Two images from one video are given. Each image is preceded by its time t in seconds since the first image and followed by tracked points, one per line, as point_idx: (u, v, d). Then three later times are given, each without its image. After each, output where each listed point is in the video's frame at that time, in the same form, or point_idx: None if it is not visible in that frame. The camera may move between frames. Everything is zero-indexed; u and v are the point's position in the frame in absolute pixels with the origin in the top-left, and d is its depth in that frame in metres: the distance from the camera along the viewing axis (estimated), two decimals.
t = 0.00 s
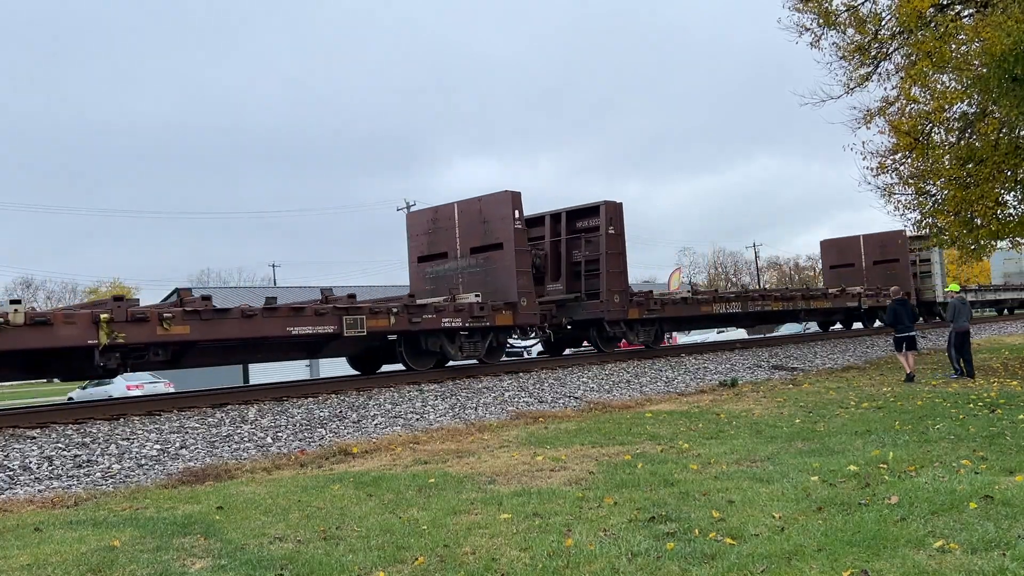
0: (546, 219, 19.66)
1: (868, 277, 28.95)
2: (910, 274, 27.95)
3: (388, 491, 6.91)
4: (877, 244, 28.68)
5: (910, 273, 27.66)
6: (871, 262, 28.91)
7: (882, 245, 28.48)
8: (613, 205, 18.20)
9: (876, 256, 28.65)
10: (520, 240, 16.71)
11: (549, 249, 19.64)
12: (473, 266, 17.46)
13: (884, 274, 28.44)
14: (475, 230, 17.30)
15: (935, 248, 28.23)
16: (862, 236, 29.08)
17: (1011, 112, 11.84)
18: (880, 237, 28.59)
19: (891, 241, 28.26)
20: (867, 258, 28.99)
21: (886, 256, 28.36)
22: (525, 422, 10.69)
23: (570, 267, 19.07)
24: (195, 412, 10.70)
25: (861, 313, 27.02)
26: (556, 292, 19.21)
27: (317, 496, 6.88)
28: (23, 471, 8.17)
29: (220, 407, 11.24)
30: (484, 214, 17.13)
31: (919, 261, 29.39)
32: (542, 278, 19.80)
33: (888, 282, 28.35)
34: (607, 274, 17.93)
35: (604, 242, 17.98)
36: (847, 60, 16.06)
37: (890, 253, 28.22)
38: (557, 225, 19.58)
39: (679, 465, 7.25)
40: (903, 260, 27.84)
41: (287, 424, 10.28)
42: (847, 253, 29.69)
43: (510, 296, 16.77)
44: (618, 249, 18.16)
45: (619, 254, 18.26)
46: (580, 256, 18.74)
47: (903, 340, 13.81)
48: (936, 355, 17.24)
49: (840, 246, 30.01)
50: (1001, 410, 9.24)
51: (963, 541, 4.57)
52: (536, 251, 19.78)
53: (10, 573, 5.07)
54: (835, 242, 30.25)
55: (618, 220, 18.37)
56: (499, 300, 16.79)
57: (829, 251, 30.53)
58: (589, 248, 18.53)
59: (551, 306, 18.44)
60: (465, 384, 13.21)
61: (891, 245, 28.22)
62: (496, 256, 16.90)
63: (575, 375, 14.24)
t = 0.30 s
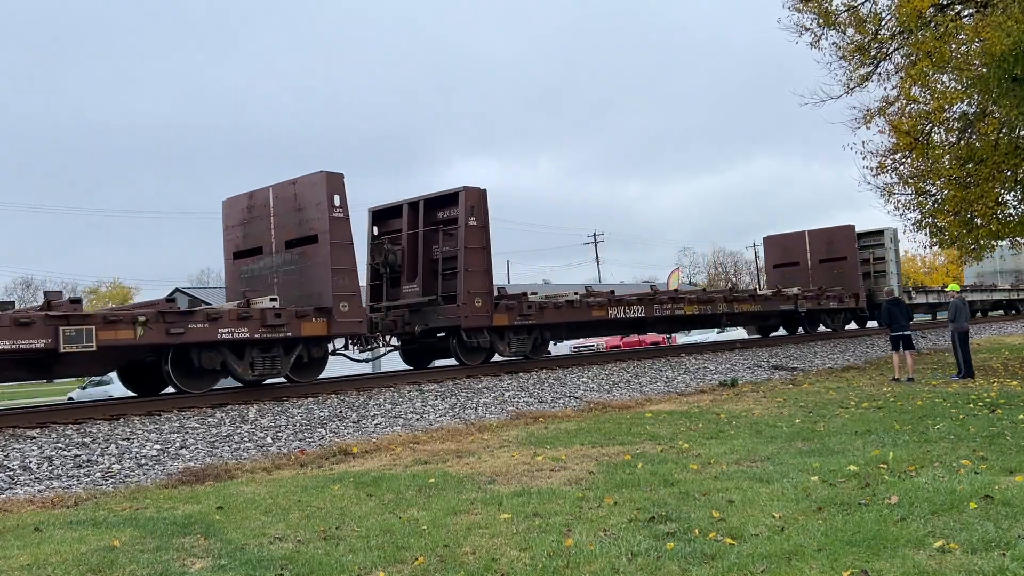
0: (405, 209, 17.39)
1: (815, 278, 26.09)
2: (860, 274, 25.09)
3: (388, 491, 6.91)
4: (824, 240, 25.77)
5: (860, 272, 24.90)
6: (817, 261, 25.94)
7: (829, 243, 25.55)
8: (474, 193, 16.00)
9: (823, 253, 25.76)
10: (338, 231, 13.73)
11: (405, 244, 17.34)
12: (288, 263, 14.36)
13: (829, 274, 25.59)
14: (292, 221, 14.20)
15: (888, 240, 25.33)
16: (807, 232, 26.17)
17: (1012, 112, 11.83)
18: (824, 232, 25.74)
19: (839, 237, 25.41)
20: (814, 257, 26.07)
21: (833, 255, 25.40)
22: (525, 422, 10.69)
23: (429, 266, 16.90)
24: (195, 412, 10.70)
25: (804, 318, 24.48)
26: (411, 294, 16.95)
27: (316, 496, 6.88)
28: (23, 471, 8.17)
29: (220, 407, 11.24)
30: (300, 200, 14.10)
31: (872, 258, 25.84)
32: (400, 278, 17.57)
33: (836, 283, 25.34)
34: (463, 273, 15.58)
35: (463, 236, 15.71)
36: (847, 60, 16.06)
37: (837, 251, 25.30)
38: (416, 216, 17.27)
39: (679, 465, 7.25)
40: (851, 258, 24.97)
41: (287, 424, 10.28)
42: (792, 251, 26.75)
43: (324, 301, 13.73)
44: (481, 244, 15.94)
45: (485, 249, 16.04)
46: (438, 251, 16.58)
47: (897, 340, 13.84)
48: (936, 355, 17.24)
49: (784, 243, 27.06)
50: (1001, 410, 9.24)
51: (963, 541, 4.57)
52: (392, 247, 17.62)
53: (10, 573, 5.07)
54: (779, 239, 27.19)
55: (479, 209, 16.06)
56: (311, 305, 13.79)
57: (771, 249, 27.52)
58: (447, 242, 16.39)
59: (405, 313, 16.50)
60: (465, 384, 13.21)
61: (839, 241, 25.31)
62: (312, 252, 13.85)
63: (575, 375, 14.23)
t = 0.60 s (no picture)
0: (198, 193, 14.30)
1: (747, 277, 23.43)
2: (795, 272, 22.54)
3: (388, 491, 6.91)
4: (758, 236, 23.16)
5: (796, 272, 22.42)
6: (751, 259, 23.29)
7: (763, 238, 22.99)
8: (270, 172, 13.20)
9: (757, 251, 23.14)
10: (48, 216, 10.93)
11: (199, 236, 14.24)
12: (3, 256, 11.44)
13: (764, 272, 23.00)
14: (5, 208, 11.42)
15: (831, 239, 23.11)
16: (740, 226, 23.51)
17: (1011, 112, 11.84)
18: (760, 226, 23.06)
19: (774, 231, 22.75)
20: (746, 253, 23.43)
21: (767, 252, 22.91)
22: (525, 421, 10.69)
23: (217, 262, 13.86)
24: (195, 412, 10.71)
25: (731, 321, 21.80)
26: (202, 297, 13.95)
27: (316, 496, 6.88)
28: (23, 471, 8.17)
29: (220, 407, 11.25)
30: (9, 178, 11.38)
31: (816, 255, 23.50)
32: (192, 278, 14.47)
33: (769, 284, 22.83)
34: (253, 271, 12.74)
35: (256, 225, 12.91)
36: (847, 60, 16.06)
37: (772, 247, 22.75)
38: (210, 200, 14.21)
39: (679, 465, 7.25)
40: (787, 257, 22.47)
41: (287, 424, 10.29)
42: (724, 248, 23.98)
43: (30, 305, 10.83)
44: (282, 235, 13.20)
45: (287, 243, 13.31)
46: (232, 244, 13.71)
47: (892, 339, 13.88)
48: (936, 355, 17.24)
49: (716, 240, 24.20)
50: (1001, 410, 9.24)
51: (963, 541, 4.57)
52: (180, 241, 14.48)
53: (10, 573, 5.07)
54: (714, 232, 24.24)
55: (280, 192, 13.31)
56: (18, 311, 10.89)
57: (703, 243, 24.67)
58: (240, 232, 13.61)
59: (188, 321, 13.91)
60: (465, 384, 13.21)
61: (773, 237, 22.77)
62: (21, 241, 10.95)
63: (575, 375, 14.24)
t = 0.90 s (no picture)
0: None
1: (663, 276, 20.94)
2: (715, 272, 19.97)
3: (388, 491, 6.91)
4: (674, 231, 20.53)
5: (712, 270, 19.81)
6: (667, 257, 20.69)
7: (679, 232, 20.31)
8: None
9: (673, 248, 20.51)
10: None
11: None
12: None
13: (680, 271, 20.38)
14: None
15: (762, 234, 20.63)
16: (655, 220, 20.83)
17: (1012, 112, 11.85)
18: (675, 219, 20.40)
19: (690, 225, 20.12)
20: (662, 250, 20.80)
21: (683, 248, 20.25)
22: (525, 422, 10.69)
23: None
24: (195, 413, 10.71)
25: (634, 324, 19.36)
26: None
27: (316, 496, 6.88)
28: (23, 471, 8.17)
29: (220, 407, 11.25)
30: None
31: (746, 253, 21.22)
32: None
33: (685, 285, 20.16)
34: None
35: None
36: (847, 59, 16.06)
37: (689, 243, 20.17)
38: None
39: (679, 465, 7.26)
40: (705, 253, 19.87)
41: (288, 424, 10.29)
42: (640, 246, 21.39)
43: None
44: None
45: None
46: None
47: (892, 341, 13.86)
48: (936, 355, 17.24)
49: (630, 236, 21.63)
50: (1001, 410, 9.24)
51: (964, 541, 4.56)
52: None
53: (10, 573, 5.07)
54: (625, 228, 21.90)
55: None
56: None
57: (618, 240, 22.07)
58: None
59: None
60: (465, 384, 13.22)
61: (689, 231, 20.10)
62: None
63: (575, 375, 14.24)
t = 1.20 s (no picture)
0: None
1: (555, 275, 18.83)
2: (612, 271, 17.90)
3: (388, 491, 6.91)
4: (566, 223, 18.31)
5: (606, 268, 17.65)
6: (558, 253, 18.53)
7: (573, 223, 18.09)
8: None
9: (565, 242, 18.31)
10: None
11: None
12: None
13: (572, 270, 18.28)
14: None
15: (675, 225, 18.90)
16: (547, 211, 18.72)
17: (1012, 112, 11.84)
18: (568, 209, 18.24)
19: (582, 216, 17.91)
20: (553, 245, 18.65)
21: (574, 242, 18.05)
22: (525, 422, 10.68)
23: None
24: (195, 413, 10.70)
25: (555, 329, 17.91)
26: None
27: (316, 496, 6.87)
28: (23, 471, 8.16)
29: (220, 407, 11.24)
30: None
31: (657, 249, 19.55)
32: None
33: (576, 285, 18.05)
34: None
35: None
36: (847, 59, 16.07)
37: (580, 239, 18.03)
38: None
39: (679, 465, 7.25)
40: (597, 250, 17.72)
41: (288, 424, 10.28)
42: (531, 240, 19.26)
43: None
44: None
45: None
46: None
47: (891, 342, 13.92)
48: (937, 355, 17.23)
49: (522, 228, 19.49)
50: (1001, 410, 9.23)
51: (964, 541, 4.56)
52: None
53: (10, 573, 5.07)
54: (516, 221, 19.69)
55: None
56: None
57: (508, 234, 19.89)
58: None
59: None
60: (465, 384, 13.21)
61: (581, 222, 17.91)
62: None
63: (575, 375, 14.23)
